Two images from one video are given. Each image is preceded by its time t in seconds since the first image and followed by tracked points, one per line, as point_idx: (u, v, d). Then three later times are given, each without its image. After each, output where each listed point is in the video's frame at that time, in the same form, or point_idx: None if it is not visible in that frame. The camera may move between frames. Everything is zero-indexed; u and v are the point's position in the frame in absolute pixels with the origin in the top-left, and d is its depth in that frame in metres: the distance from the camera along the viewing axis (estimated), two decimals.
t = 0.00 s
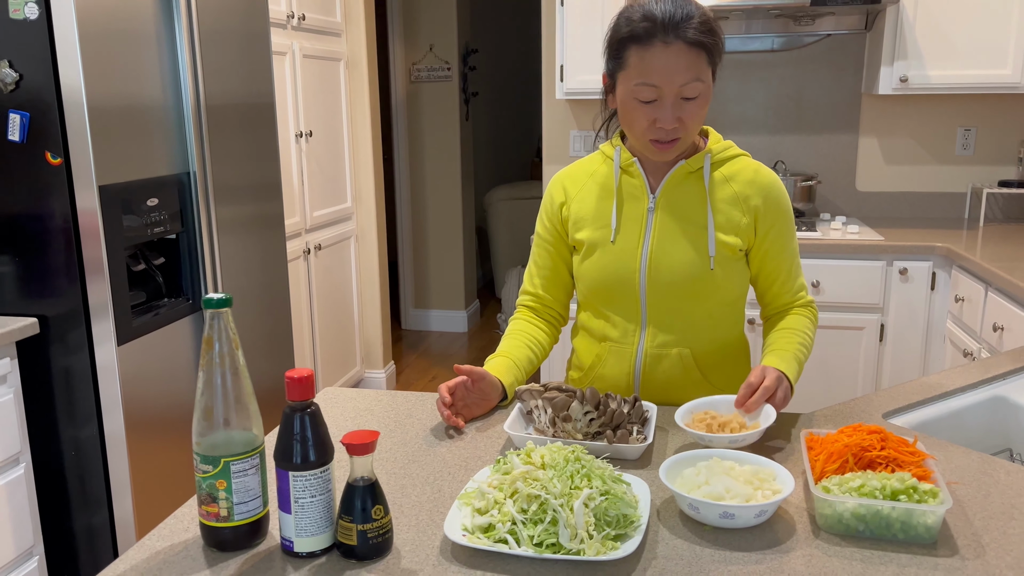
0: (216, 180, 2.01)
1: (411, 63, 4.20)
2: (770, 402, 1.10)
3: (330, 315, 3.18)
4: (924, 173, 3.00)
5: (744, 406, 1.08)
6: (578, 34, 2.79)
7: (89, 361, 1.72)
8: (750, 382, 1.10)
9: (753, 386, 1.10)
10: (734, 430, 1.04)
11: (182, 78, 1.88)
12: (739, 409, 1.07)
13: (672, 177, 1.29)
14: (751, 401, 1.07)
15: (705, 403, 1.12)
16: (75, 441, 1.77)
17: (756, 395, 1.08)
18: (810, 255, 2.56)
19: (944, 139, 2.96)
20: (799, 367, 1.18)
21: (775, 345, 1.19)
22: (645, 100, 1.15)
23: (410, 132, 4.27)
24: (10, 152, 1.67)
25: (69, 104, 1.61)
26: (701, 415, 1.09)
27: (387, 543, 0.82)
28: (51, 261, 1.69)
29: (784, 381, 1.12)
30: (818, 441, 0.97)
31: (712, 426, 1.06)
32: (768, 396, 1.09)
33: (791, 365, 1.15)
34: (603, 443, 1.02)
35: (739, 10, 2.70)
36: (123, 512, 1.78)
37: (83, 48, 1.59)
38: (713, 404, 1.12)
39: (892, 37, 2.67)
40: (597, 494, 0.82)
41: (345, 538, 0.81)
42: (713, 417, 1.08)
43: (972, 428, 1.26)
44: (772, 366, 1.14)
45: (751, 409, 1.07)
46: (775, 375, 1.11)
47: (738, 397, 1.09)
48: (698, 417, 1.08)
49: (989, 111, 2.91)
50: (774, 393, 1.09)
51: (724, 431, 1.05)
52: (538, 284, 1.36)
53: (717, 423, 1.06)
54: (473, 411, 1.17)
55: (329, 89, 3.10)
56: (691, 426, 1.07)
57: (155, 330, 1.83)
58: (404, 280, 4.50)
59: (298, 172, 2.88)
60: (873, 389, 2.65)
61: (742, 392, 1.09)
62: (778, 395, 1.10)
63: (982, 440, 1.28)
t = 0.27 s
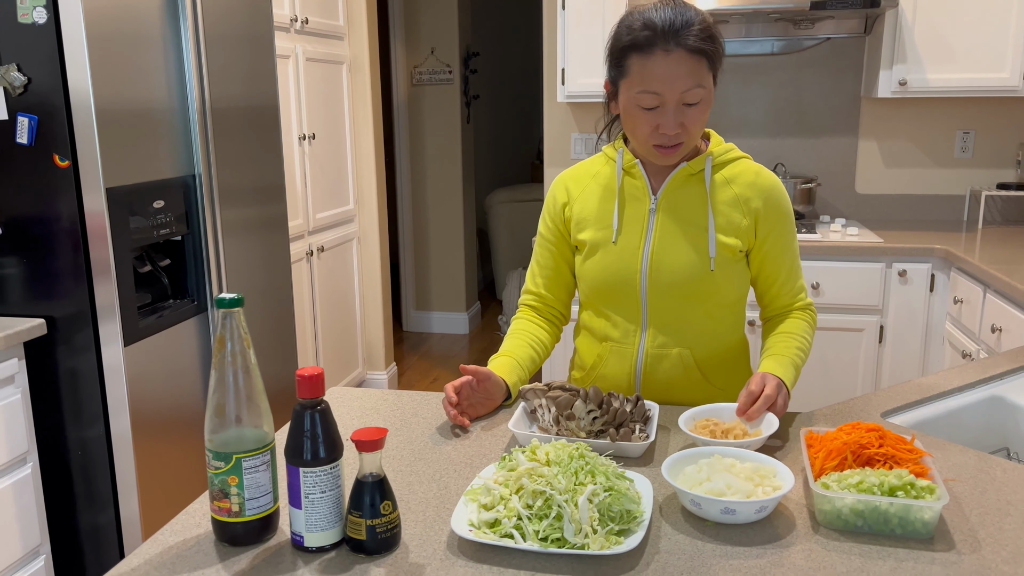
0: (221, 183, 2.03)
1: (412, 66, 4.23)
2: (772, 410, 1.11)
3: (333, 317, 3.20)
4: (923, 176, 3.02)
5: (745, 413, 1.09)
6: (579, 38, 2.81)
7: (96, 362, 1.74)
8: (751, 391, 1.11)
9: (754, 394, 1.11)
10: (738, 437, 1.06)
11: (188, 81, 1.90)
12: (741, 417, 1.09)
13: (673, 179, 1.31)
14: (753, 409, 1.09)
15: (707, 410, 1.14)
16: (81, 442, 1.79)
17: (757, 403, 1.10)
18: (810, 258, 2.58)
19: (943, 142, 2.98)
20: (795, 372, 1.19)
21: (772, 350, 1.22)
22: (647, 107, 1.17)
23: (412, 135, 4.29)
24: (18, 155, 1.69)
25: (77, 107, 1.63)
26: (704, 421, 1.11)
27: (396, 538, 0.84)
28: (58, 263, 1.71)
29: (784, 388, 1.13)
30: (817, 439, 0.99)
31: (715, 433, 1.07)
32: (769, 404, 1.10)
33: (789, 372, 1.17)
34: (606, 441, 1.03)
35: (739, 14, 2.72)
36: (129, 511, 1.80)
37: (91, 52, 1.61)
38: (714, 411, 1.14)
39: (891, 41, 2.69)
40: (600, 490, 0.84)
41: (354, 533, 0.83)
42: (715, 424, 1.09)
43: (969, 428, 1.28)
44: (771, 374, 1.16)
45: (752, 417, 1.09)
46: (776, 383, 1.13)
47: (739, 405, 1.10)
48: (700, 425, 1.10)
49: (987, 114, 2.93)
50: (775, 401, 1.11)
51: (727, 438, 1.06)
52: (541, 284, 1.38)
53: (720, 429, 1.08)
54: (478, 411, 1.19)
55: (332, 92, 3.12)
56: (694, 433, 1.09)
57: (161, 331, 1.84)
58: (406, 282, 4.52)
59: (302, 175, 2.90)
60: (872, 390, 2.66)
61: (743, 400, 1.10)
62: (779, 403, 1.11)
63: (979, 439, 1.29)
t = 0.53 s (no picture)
0: (229, 186, 2.05)
1: (415, 70, 4.26)
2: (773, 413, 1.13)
3: (336, 319, 3.22)
4: (922, 179, 3.05)
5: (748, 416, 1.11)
6: (581, 42, 2.84)
7: (105, 362, 1.76)
8: (754, 393, 1.13)
9: (757, 396, 1.13)
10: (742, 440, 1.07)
11: (196, 85, 1.93)
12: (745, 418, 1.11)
13: (676, 182, 1.33)
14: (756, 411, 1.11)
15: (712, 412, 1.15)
16: (90, 441, 1.81)
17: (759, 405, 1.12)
18: (810, 260, 2.61)
19: (942, 145, 3.01)
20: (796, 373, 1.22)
21: (772, 353, 1.24)
22: (650, 111, 1.19)
23: (414, 138, 4.32)
24: (30, 159, 1.72)
25: (88, 111, 1.65)
26: (708, 424, 1.12)
27: (408, 531, 0.86)
28: (69, 265, 1.73)
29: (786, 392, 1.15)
30: (818, 436, 1.01)
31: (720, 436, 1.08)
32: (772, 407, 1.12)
33: (789, 373, 1.19)
34: (612, 438, 1.06)
35: (740, 19, 2.75)
36: (138, 510, 1.82)
37: (102, 57, 1.64)
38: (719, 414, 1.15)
39: (890, 45, 2.72)
40: (608, 485, 0.86)
41: (368, 526, 0.85)
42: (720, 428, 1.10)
43: (968, 426, 1.30)
44: (773, 376, 1.18)
45: (755, 419, 1.10)
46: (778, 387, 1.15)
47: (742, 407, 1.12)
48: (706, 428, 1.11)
49: (985, 118, 2.95)
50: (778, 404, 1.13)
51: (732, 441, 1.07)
52: (546, 285, 1.40)
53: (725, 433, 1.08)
54: (485, 409, 1.21)
55: (336, 96, 3.15)
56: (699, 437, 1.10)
57: (169, 332, 1.86)
58: (408, 285, 4.54)
59: (306, 178, 2.92)
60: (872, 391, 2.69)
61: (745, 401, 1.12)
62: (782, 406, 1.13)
63: (978, 438, 1.32)
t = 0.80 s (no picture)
0: (234, 189, 2.08)
1: (416, 74, 4.29)
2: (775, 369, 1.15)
3: (339, 321, 3.25)
4: (920, 183, 3.08)
5: (750, 368, 1.12)
6: (582, 47, 2.87)
7: (113, 364, 1.79)
8: (760, 350, 1.14)
9: (761, 352, 1.14)
10: (738, 398, 1.07)
11: (203, 90, 1.95)
12: (745, 372, 1.12)
13: (675, 186, 1.35)
14: (757, 365, 1.12)
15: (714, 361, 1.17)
16: (98, 442, 1.83)
17: (763, 360, 1.13)
18: (808, 263, 2.63)
19: (939, 149, 3.03)
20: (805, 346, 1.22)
21: (779, 327, 1.24)
22: (650, 114, 1.22)
23: (416, 142, 4.34)
24: (39, 163, 1.74)
25: (97, 116, 1.68)
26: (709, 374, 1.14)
27: (416, 526, 0.88)
28: (77, 267, 1.76)
29: (790, 350, 1.17)
30: (815, 434, 1.04)
31: (717, 391, 1.09)
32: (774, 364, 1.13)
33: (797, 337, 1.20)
34: (614, 437, 1.08)
35: (739, 25, 2.77)
36: (144, 510, 1.84)
37: (111, 62, 1.66)
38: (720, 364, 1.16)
39: (888, 50, 2.74)
40: (610, 481, 0.88)
41: (377, 521, 0.87)
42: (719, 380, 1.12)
43: (963, 425, 1.32)
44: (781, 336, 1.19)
45: (756, 373, 1.12)
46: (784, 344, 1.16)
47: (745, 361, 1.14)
48: (706, 380, 1.12)
49: (983, 122, 2.98)
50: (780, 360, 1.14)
51: (728, 397, 1.07)
52: (548, 288, 1.42)
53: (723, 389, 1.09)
54: (489, 408, 1.23)
55: (338, 101, 3.17)
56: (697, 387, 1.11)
57: (173, 335, 1.88)
58: (409, 287, 4.57)
59: (309, 181, 2.95)
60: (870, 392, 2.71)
61: (749, 356, 1.14)
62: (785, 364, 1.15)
63: (973, 437, 1.34)
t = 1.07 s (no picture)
0: (236, 193, 2.09)
1: (417, 78, 4.31)
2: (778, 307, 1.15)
3: (340, 324, 3.26)
4: (917, 186, 3.09)
5: (751, 305, 1.14)
6: (582, 52, 2.89)
7: (116, 366, 1.80)
8: (762, 287, 1.15)
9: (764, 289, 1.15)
10: (736, 337, 1.09)
11: (205, 95, 1.97)
12: (746, 309, 1.13)
13: (671, 190, 1.37)
14: (757, 301, 1.13)
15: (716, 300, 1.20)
16: (101, 443, 1.85)
17: (764, 296, 1.14)
18: (806, 266, 2.65)
19: (936, 153, 3.05)
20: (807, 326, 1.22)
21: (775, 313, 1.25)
22: (649, 115, 1.23)
23: (416, 145, 4.36)
24: (43, 167, 1.76)
25: (101, 120, 1.69)
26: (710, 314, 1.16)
27: (417, 525, 0.90)
28: (80, 270, 1.77)
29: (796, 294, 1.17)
30: (811, 434, 1.05)
31: (715, 330, 1.12)
32: (775, 299, 1.14)
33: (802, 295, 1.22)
34: (612, 437, 1.10)
35: (738, 29, 2.79)
36: (147, 511, 1.85)
37: (115, 67, 1.68)
38: (722, 304, 1.18)
39: (885, 55, 2.76)
40: (608, 480, 0.90)
41: (379, 519, 0.89)
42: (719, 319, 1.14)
43: (958, 427, 1.34)
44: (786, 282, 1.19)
45: (757, 308, 1.13)
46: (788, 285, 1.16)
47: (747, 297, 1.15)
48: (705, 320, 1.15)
49: (979, 126, 3.00)
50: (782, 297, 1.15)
51: (726, 336, 1.10)
52: (546, 292, 1.44)
53: (721, 327, 1.12)
54: (489, 409, 1.25)
55: (339, 105, 3.19)
56: (696, 329, 1.14)
57: (173, 338, 1.88)
58: (409, 290, 4.58)
59: (310, 185, 2.97)
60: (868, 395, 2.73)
61: (751, 292, 1.15)
62: (788, 302, 1.15)
63: (968, 438, 1.36)
